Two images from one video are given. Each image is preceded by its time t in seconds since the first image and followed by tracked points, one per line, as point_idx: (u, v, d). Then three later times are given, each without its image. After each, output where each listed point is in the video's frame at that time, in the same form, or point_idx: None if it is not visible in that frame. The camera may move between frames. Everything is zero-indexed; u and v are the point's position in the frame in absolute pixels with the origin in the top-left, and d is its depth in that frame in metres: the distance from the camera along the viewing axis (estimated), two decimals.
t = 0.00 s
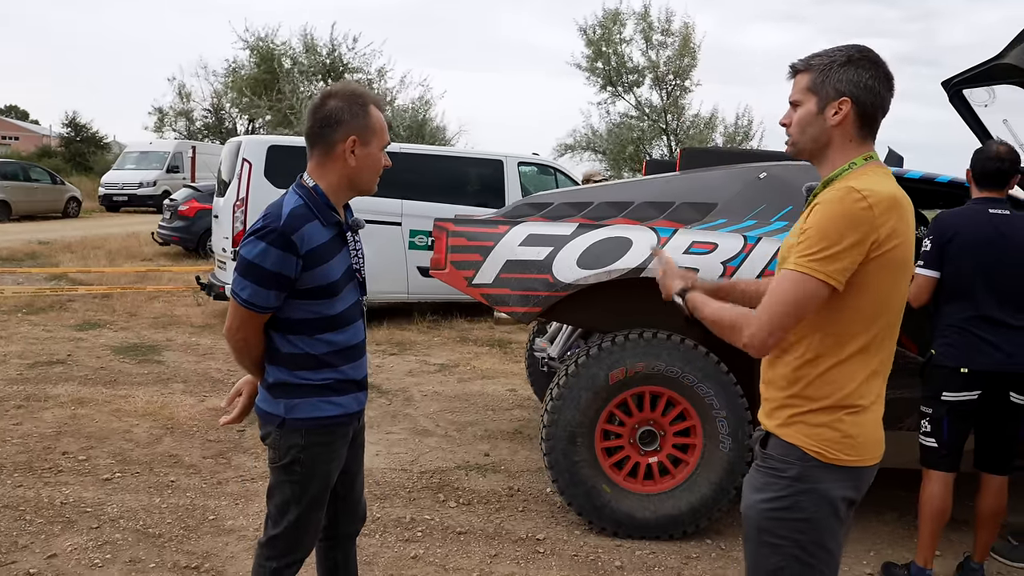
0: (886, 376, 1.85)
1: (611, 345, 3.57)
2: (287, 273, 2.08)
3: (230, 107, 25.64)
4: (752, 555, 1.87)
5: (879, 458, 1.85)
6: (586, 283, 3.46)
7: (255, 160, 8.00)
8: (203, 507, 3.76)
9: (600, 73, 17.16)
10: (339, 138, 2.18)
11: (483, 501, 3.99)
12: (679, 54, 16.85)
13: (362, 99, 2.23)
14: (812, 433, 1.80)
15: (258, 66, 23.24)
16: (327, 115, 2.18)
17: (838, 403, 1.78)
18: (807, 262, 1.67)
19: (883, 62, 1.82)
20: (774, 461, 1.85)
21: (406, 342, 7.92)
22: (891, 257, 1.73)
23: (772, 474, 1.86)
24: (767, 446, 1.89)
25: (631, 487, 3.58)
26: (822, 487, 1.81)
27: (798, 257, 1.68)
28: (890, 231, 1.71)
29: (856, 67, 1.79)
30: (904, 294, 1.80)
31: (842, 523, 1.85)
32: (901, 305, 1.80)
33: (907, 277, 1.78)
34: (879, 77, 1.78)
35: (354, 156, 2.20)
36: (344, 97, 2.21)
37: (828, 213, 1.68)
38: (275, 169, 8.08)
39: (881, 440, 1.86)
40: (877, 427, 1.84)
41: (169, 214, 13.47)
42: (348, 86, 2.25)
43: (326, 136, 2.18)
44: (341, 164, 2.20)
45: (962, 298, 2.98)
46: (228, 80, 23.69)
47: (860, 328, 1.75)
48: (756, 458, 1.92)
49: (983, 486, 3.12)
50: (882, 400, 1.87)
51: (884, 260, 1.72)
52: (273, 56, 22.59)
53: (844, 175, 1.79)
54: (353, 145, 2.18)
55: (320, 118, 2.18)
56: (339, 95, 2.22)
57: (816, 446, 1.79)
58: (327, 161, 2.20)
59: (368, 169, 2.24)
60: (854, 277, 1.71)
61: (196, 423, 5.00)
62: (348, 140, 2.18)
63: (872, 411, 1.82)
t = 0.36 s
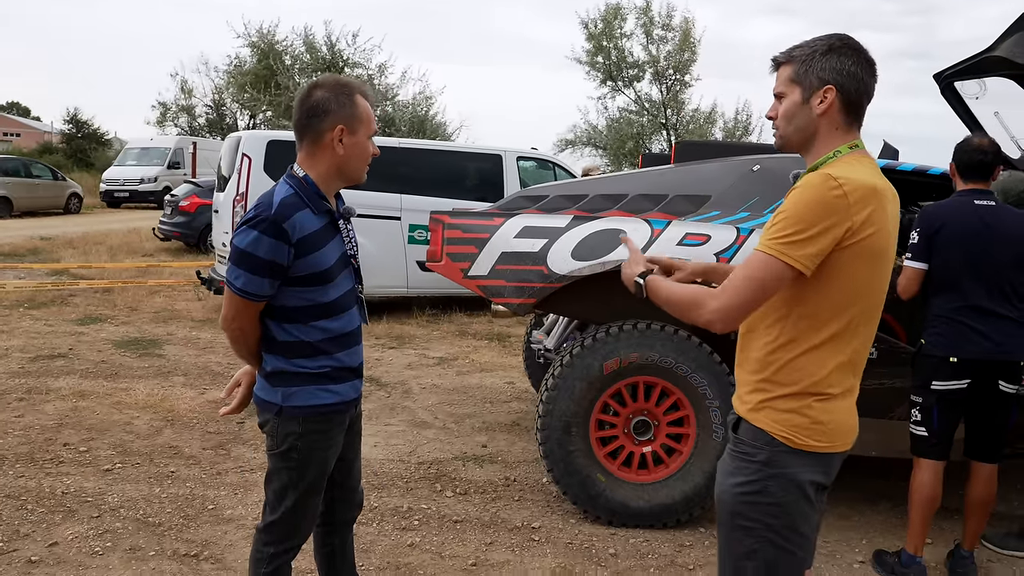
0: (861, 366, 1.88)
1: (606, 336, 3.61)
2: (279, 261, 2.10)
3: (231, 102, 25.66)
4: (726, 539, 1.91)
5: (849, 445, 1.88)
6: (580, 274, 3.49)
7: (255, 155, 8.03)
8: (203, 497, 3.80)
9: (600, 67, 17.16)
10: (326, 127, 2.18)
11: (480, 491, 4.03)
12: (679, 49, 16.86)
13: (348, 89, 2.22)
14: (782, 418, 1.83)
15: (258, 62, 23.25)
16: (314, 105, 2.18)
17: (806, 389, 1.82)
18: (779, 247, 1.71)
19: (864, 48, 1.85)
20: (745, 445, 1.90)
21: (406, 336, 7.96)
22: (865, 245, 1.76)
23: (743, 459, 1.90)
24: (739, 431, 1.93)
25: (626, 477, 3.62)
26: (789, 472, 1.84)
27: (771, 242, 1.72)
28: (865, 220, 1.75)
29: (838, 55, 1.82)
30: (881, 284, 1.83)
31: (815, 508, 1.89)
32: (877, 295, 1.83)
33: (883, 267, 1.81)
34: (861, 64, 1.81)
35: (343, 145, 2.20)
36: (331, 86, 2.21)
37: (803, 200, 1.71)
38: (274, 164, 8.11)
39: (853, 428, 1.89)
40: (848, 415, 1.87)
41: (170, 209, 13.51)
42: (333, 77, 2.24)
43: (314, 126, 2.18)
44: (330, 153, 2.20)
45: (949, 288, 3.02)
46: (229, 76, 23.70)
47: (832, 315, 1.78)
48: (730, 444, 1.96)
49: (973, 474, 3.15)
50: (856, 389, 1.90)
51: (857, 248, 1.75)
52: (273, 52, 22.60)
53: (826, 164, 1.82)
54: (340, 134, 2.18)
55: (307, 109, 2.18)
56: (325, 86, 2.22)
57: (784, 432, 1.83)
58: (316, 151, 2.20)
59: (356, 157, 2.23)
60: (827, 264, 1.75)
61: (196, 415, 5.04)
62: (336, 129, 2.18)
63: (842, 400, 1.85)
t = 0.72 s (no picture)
0: (840, 355, 1.93)
1: (600, 328, 3.66)
2: (275, 254, 2.13)
3: (229, 97, 25.64)
4: (714, 523, 1.96)
5: (827, 431, 1.93)
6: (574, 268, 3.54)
7: (253, 150, 8.06)
8: (203, 488, 3.85)
9: (598, 61, 17.17)
10: (317, 122, 2.20)
11: (476, 482, 4.08)
12: (677, 43, 16.86)
13: (338, 84, 2.25)
14: (763, 406, 1.88)
15: (256, 57, 23.23)
16: (305, 100, 2.20)
17: (788, 377, 1.87)
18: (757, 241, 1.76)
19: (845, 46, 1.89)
20: (729, 433, 1.94)
21: (403, 330, 8.01)
22: (840, 238, 1.81)
23: (727, 445, 1.94)
24: (722, 419, 1.97)
25: (619, 467, 3.67)
26: (771, 458, 1.89)
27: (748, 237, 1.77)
28: (839, 213, 1.80)
29: (819, 52, 1.86)
30: (855, 275, 1.88)
31: (797, 491, 1.94)
32: (853, 285, 1.88)
33: (859, 258, 1.87)
34: (841, 61, 1.86)
35: (334, 140, 2.23)
36: (320, 82, 2.23)
37: (778, 194, 1.76)
38: (272, 159, 8.15)
39: (832, 415, 1.94)
40: (827, 402, 1.93)
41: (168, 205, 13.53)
42: (323, 73, 2.27)
43: (306, 122, 2.21)
44: (321, 149, 2.23)
45: (934, 280, 3.08)
46: (226, 71, 23.68)
47: (810, 306, 1.83)
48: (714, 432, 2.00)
49: (959, 463, 3.20)
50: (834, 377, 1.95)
51: (832, 241, 1.81)
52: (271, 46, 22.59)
53: (804, 159, 1.87)
54: (331, 129, 2.21)
55: (298, 105, 2.21)
56: (316, 82, 2.24)
57: (766, 419, 1.88)
58: (307, 146, 2.23)
59: (348, 152, 2.26)
60: (803, 257, 1.80)
61: (196, 409, 5.09)
62: (327, 125, 2.21)
63: (821, 387, 1.91)
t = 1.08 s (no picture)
0: (838, 345, 1.98)
1: (598, 324, 3.70)
2: (279, 253, 2.17)
3: (227, 96, 25.66)
4: (719, 514, 2.00)
5: (830, 420, 1.98)
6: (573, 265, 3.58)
7: (253, 149, 8.10)
8: (207, 483, 3.90)
9: (596, 59, 17.20)
10: (319, 123, 2.25)
11: (477, 477, 4.13)
12: (675, 40, 16.89)
13: (339, 85, 2.29)
14: (769, 399, 1.92)
15: (254, 55, 23.24)
16: (307, 101, 2.25)
17: (793, 370, 1.91)
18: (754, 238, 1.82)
19: (819, 45, 1.94)
20: (735, 425, 1.98)
21: (404, 328, 8.06)
22: (832, 233, 1.87)
23: (733, 438, 1.98)
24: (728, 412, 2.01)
25: (618, 462, 3.72)
26: (777, 449, 1.94)
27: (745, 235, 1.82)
28: (830, 209, 1.85)
29: (794, 53, 1.90)
30: (847, 266, 1.94)
31: (799, 480, 1.99)
32: (846, 276, 1.94)
33: (849, 251, 1.93)
34: (816, 61, 1.90)
35: (335, 140, 2.27)
36: (322, 83, 2.28)
37: (769, 193, 1.82)
38: (272, 158, 8.19)
39: (834, 404, 1.99)
40: (829, 392, 1.98)
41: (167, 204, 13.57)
42: (325, 74, 2.31)
43: (308, 122, 2.25)
44: (323, 149, 2.28)
45: (925, 275, 3.14)
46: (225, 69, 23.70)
47: (807, 299, 1.88)
48: (718, 424, 2.04)
49: (952, 456, 3.25)
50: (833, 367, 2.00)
51: (826, 236, 1.86)
52: (270, 45, 22.61)
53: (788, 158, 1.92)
54: (333, 129, 2.25)
55: (300, 106, 2.25)
56: (318, 83, 2.29)
57: (773, 411, 1.92)
58: (309, 146, 2.28)
59: (350, 152, 2.31)
60: (800, 252, 1.85)
61: (198, 406, 5.14)
62: (329, 125, 2.25)
63: (822, 377, 1.95)
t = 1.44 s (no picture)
0: (843, 340, 2.02)
1: (600, 324, 3.74)
2: (291, 254, 2.20)
3: (222, 96, 25.62)
4: (729, 511, 2.04)
5: (840, 415, 2.02)
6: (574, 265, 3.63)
7: (252, 149, 8.12)
8: (211, 482, 3.93)
9: (592, 59, 17.25)
10: (329, 126, 2.28)
11: (479, 475, 4.17)
12: (671, 41, 16.94)
13: (349, 89, 2.32)
14: (779, 397, 1.96)
15: (249, 55, 23.21)
16: (317, 105, 2.28)
17: (801, 368, 1.95)
18: (757, 243, 1.87)
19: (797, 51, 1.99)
20: (746, 424, 2.02)
21: (402, 328, 8.09)
22: (832, 233, 1.92)
23: (744, 436, 2.02)
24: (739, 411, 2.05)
25: (619, 460, 3.77)
26: (788, 446, 1.98)
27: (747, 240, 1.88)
28: (827, 209, 1.90)
29: (775, 61, 1.95)
30: (848, 264, 1.98)
31: (808, 477, 2.03)
32: (846, 273, 1.98)
33: (848, 248, 1.97)
34: (797, 66, 1.95)
35: (345, 143, 2.30)
36: (332, 87, 2.31)
37: (767, 198, 1.87)
38: (271, 159, 8.21)
39: (842, 399, 2.04)
40: (838, 387, 2.02)
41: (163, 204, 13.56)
42: (335, 78, 2.34)
43: (318, 126, 2.28)
44: (333, 152, 2.31)
45: (916, 278, 3.20)
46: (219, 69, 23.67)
47: (810, 298, 1.93)
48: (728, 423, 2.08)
49: (947, 452, 3.30)
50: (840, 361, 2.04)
51: (826, 236, 1.91)
52: (265, 45, 22.59)
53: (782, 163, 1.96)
54: (343, 133, 2.28)
55: (310, 109, 2.28)
56: (328, 87, 2.32)
57: (784, 409, 1.96)
58: (319, 150, 2.31)
59: (359, 154, 2.34)
60: (802, 253, 1.90)
61: (200, 406, 5.16)
62: (339, 128, 2.28)
63: (830, 372, 2.00)
